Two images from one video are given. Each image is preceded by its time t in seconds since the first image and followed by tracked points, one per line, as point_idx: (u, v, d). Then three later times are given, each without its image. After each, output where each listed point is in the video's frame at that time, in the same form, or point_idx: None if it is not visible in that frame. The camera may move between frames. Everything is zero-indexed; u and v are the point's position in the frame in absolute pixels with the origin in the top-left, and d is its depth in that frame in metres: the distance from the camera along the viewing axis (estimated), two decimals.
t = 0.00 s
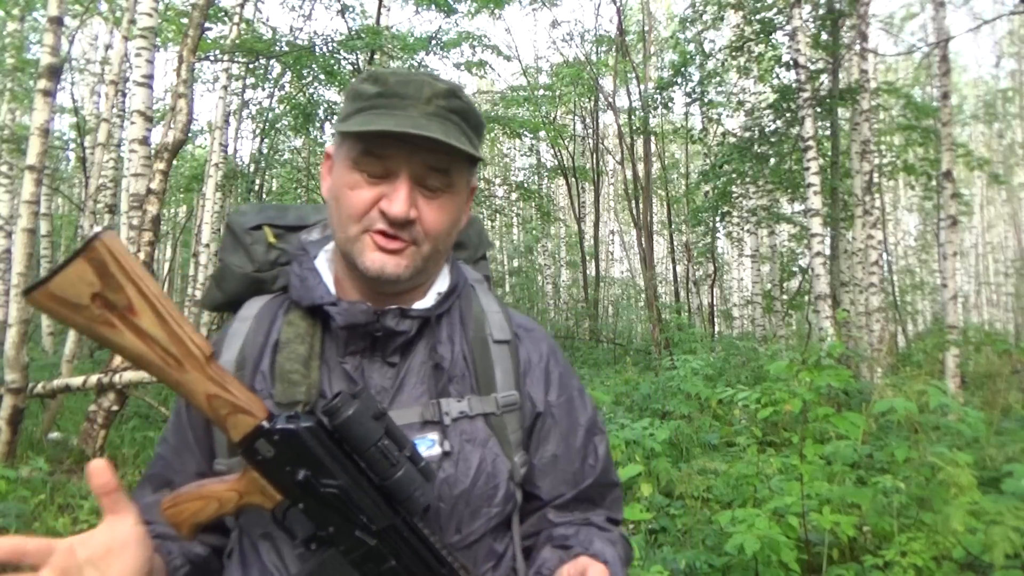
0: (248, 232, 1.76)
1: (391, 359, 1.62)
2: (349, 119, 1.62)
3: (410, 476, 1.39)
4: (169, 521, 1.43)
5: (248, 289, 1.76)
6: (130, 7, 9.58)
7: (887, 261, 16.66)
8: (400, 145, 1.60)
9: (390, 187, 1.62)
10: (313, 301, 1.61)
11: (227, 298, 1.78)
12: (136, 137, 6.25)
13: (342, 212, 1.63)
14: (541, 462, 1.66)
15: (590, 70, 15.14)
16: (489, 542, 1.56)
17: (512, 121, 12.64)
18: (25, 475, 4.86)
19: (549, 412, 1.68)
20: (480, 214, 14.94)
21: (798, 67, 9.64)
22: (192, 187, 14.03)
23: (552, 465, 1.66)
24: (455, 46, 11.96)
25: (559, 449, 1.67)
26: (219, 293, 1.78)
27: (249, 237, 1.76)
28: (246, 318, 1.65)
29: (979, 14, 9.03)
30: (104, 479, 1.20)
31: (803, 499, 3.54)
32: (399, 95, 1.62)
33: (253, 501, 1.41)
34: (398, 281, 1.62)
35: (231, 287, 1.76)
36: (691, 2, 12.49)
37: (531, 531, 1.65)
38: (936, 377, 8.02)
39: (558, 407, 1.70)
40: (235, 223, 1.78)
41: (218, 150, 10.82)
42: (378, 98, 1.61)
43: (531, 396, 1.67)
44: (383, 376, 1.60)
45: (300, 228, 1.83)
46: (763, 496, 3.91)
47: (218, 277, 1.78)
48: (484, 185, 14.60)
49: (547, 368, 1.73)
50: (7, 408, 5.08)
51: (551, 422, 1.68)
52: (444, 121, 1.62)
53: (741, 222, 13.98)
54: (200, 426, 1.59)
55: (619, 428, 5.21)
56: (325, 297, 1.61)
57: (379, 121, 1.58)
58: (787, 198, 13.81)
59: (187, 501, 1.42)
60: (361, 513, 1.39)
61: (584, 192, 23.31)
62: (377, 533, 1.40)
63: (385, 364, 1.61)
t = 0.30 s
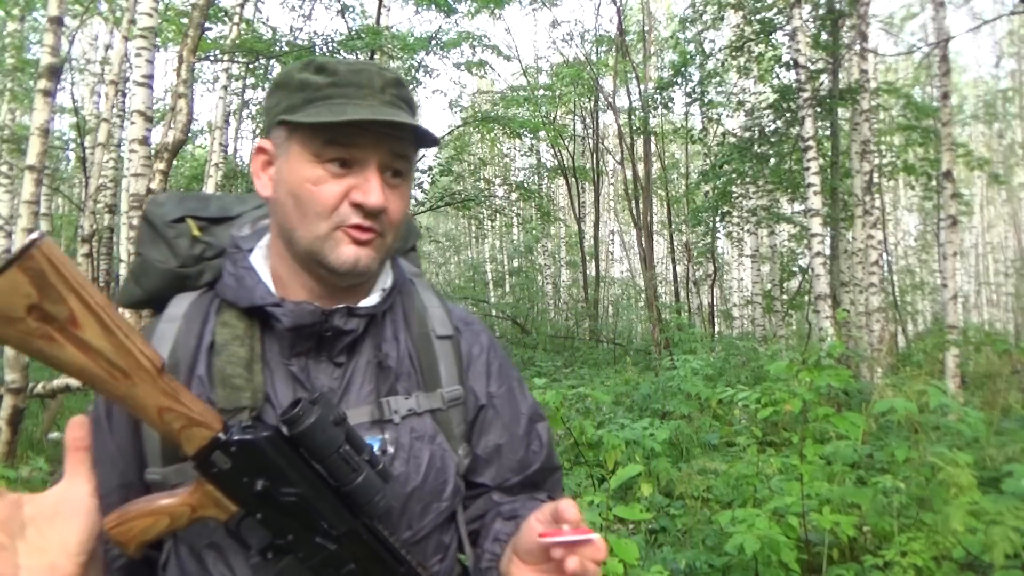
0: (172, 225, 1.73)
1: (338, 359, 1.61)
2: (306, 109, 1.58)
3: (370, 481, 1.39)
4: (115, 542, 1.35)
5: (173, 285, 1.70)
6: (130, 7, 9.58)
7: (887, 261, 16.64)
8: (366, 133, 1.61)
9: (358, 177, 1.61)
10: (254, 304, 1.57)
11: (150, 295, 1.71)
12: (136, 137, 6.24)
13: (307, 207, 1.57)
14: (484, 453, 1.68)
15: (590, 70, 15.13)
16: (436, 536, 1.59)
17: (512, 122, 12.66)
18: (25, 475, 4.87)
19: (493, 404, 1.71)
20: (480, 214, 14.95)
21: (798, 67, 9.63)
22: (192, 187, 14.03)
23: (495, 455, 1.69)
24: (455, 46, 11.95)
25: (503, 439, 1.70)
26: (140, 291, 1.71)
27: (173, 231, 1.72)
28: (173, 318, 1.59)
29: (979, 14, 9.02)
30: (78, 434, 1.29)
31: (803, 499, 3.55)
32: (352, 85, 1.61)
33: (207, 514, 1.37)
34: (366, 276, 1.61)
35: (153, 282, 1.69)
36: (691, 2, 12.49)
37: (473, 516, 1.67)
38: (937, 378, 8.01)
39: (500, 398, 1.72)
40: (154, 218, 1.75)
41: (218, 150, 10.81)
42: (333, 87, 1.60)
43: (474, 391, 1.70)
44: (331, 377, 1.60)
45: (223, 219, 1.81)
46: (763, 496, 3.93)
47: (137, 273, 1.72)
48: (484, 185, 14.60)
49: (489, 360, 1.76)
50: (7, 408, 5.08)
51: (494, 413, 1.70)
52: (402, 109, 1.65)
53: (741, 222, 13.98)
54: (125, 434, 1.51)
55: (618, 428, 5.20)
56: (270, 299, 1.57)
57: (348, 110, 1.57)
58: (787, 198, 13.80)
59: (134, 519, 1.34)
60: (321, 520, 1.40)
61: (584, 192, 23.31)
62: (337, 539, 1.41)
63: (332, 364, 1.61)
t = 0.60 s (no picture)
0: (118, 224, 1.70)
1: (302, 367, 1.61)
2: (272, 117, 1.58)
3: (341, 495, 1.41)
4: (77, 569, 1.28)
5: (118, 287, 1.65)
6: (130, 7, 9.57)
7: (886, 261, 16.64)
8: (332, 141, 1.61)
9: (327, 186, 1.61)
10: (214, 313, 1.56)
11: (93, 298, 1.65)
12: (135, 137, 6.22)
13: (274, 216, 1.56)
14: (443, 455, 1.73)
15: (590, 70, 15.12)
16: (400, 539, 1.62)
17: (512, 121, 12.67)
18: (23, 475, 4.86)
19: (451, 410, 1.76)
20: (479, 214, 14.95)
21: (798, 67, 9.63)
22: (192, 187, 14.04)
23: (454, 457, 1.74)
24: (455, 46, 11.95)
25: (462, 441, 1.75)
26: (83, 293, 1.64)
27: (119, 230, 1.68)
28: (123, 323, 1.56)
29: (978, 14, 9.03)
30: (40, 454, 1.21)
31: (802, 499, 3.55)
32: (316, 92, 1.63)
33: (177, 534, 1.34)
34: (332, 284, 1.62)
35: (97, 283, 1.63)
36: (691, 2, 12.49)
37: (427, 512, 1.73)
38: (937, 378, 8.03)
39: (459, 401, 1.78)
40: (100, 216, 1.74)
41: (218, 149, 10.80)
42: (295, 94, 1.60)
43: (434, 396, 1.74)
44: (295, 386, 1.59)
45: (171, 218, 1.81)
46: (763, 496, 3.92)
47: (78, 274, 1.66)
48: (483, 185, 14.60)
49: (447, 364, 1.81)
50: (6, 409, 5.08)
51: (453, 417, 1.75)
52: (364, 115, 1.68)
53: (741, 222, 13.98)
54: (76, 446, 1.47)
55: (617, 428, 5.20)
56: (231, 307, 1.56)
57: (315, 117, 1.57)
58: (787, 198, 13.80)
59: (99, 543, 1.28)
60: (295, 534, 1.40)
61: (584, 192, 23.31)
62: (308, 552, 1.42)
63: (295, 371, 1.61)
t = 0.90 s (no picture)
0: (155, 226, 1.71)
1: (325, 359, 1.63)
2: (312, 120, 1.59)
3: (360, 477, 1.42)
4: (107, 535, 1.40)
5: (156, 286, 1.67)
6: (130, 7, 9.57)
7: (887, 261, 16.63)
8: (370, 144, 1.62)
9: (364, 187, 1.62)
10: (241, 304, 1.59)
11: (131, 298, 1.67)
12: (135, 137, 6.22)
13: (313, 215, 1.57)
14: (463, 451, 1.70)
15: (590, 70, 15.10)
16: (421, 532, 1.61)
17: (512, 122, 12.64)
18: (25, 475, 4.87)
19: (474, 405, 1.73)
20: (480, 214, 14.95)
21: (798, 67, 9.63)
22: (192, 187, 14.04)
23: (473, 454, 1.70)
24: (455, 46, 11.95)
25: (481, 438, 1.71)
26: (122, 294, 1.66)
27: (156, 231, 1.70)
28: (159, 318, 1.60)
29: (979, 15, 9.01)
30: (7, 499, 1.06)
31: (802, 499, 3.55)
32: (352, 96, 1.63)
33: (201, 507, 1.40)
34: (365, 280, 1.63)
35: (134, 283, 1.66)
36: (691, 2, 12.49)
37: (455, 515, 1.69)
38: (937, 378, 8.02)
39: (479, 399, 1.74)
40: (137, 220, 1.75)
41: (218, 150, 10.80)
42: (334, 99, 1.61)
43: (456, 392, 1.72)
44: (318, 377, 1.61)
45: (206, 221, 1.82)
46: (763, 496, 3.92)
47: (117, 274, 1.68)
48: (484, 185, 14.60)
49: (469, 361, 1.78)
50: (7, 408, 5.08)
51: (475, 414, 1.72)
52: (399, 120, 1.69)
53: (741, 222, 13.98)
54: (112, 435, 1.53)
55: (617, 428, 5.20)
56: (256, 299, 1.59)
57: (355, 120, 1.58)
58: (787, 198, 13.80)
59: (128, 512, 1.39)
60: (314, 515, 1.43)
61: (584, 192, 23.32)
62: (328, 533, 1.44)
63: (319, 363, 1.62)
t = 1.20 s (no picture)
0: (214, 231, 1.80)
1: (373, 362, 1.64)
2: (370, 128, 1.60)
3: (404, 478, 1.42)
4: (164, 528, 1.38)
5: (214, 288, 1.75)
6: (130, 7, 9.58)
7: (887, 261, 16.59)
8: (423, 153, 1.63)
9: (416, 195, 1.62)
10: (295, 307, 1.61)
11: (192, 300, 1.76)
12: (136, 137, 6.23)
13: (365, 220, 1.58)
14: (504, 455, 1.74)
15: (590, 70, 15.09)
16: (462, 533, 1.62)
17: (512, 121, 12.61)
18: (27, 475, 4.87)
19: (515, 410, 1.77)
20: (480, 214, 14.94)
21: (798, 67, 9.64)
22: (192, 187, 14.05)
23: (513, 458, 1.74)
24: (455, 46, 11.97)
25: (521, 443, 1.75)
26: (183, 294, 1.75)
27: (216, 237, 1.78)
28: (216, 318, 1.61)
29: (978, 14, 9.01)
30: None
31: (802, 499, 3.55)
32: (410, 106, 1.64)
33: (252, 503, 1.40)
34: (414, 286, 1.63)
35: (194, 285, 1.74)
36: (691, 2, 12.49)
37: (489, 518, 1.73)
38: (937, 379, 8.00)
39: (519, 404, 1.78)
40: (199, 226, 1.84)
41: (218, 150, 10.80)
42: (392, 108, 1.62)
43: (499, 397, 1.74)
44: (366, 379, 1.62)
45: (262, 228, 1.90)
46: (763, 496, 3.90)
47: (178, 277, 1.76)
48: (484, 185, 14.60)
49: (512, 367, 1.82)
50: (7, 408, 5.08)
51: (515, 419, 1.76)
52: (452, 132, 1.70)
53: (741, 222, 13.98)
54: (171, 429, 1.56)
55: (618, 428, 5.20)
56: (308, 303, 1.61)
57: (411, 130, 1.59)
58: (787, 198, 13.79)
59: (186, 504, 1.37)
60: (359, 514, 1.43)
61: (585, 192, 23.33)
62: (373, 531, 1.44)
63: (367, 366, 1.64)
